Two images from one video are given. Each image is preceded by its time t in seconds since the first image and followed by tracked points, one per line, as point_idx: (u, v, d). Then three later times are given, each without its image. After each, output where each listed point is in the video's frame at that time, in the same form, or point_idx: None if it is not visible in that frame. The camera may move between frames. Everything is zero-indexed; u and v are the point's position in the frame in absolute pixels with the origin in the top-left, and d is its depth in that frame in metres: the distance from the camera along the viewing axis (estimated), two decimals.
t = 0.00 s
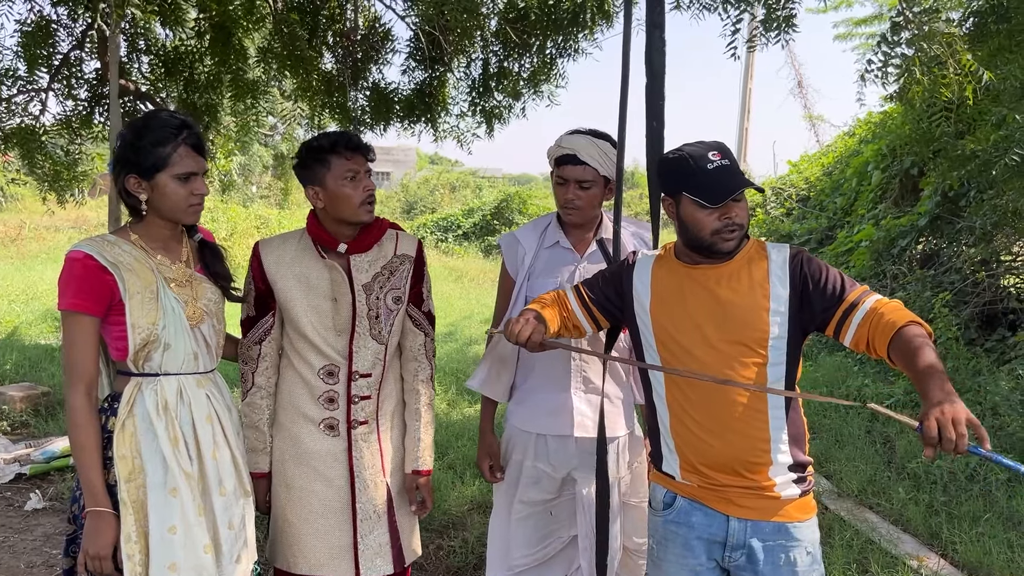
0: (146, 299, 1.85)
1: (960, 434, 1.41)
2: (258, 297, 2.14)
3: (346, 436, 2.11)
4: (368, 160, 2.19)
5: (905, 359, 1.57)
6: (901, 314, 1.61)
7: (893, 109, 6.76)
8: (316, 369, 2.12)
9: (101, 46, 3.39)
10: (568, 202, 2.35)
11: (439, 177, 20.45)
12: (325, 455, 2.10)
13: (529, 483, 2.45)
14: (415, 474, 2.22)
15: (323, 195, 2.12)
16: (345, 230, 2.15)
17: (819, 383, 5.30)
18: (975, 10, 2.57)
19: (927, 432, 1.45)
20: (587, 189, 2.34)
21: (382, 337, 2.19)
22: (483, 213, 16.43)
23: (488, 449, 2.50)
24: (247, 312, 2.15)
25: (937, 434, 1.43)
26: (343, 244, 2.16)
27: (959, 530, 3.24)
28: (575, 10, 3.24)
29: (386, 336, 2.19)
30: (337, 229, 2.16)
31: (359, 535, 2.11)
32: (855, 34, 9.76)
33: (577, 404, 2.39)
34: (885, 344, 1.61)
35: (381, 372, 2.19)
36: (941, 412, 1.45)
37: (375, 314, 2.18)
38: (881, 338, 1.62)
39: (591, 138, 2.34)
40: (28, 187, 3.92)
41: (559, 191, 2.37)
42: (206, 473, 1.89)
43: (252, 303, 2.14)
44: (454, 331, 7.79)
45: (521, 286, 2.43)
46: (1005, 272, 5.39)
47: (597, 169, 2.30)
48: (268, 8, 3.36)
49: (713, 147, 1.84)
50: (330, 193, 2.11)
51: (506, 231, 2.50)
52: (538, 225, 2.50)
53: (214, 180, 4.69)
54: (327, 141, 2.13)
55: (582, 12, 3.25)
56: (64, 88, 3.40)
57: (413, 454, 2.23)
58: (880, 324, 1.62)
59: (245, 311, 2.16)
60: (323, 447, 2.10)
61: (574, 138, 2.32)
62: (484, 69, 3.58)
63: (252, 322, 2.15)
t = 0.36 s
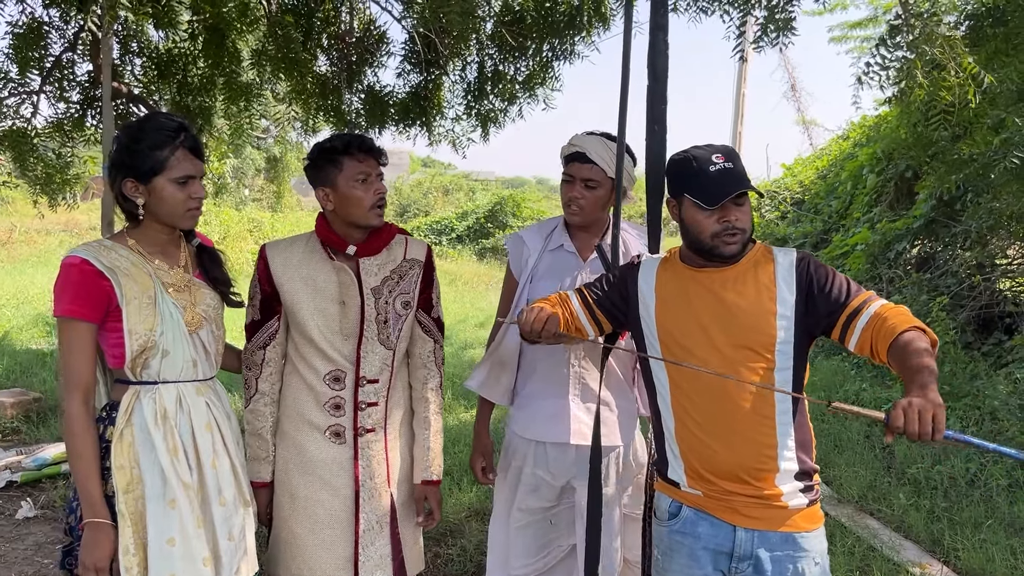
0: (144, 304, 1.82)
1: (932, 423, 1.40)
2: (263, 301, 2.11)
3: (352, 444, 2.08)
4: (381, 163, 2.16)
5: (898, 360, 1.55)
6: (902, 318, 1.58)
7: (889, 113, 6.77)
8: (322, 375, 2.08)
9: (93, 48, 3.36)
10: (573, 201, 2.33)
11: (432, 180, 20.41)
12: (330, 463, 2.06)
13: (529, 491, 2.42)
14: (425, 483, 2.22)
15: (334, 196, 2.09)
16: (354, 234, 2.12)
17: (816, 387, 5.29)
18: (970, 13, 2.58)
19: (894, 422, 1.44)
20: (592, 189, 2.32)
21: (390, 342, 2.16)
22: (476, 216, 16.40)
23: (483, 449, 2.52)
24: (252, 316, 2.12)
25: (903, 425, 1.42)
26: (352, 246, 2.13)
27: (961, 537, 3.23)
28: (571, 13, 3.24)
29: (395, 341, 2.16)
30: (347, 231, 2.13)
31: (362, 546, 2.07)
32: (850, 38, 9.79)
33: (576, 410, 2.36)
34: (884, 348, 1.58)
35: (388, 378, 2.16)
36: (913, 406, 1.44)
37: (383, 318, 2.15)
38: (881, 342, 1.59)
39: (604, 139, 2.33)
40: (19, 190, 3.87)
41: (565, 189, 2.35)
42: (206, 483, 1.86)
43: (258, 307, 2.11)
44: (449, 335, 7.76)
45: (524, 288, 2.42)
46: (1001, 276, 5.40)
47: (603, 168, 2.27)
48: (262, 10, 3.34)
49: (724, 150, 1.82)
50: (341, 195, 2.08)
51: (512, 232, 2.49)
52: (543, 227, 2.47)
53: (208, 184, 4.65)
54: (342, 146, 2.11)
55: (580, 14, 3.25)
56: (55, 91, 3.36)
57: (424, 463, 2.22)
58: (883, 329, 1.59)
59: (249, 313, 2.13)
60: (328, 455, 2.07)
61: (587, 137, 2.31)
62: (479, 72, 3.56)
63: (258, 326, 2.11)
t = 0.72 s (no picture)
0: (145, 314, 1.79)
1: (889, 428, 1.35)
2: (261, 310, 2.05)
3: (358, 454, 2.06)
4: (379, 169, 2.13)
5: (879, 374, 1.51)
6: (894, 338, 1.54)
7: (885, 118, 6.78)
8: (323, 384, 2.05)
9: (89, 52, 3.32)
10: (602, 214, 2.30)
11: (427, 184, 20.38)
12: (336, 474, 2.04)
13: (534, 501, 2.40)
14: (430, 492, 2.19)
15: (333, 204, 2.07)
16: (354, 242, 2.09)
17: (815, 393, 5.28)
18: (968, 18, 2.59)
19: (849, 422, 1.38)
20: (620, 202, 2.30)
21: (393, 349, 2.14)
22: (472, 221, 16.38)
23: (494, 458, 2.50)
24: (248, 326, 2.06)
25: (860, 427, 1.36)
26: (352, 252, 2.10)
27: (967, 545, 3.22)
28: (570, 15, 3.23)
29: (398, 348, 2.14)
30: (345, 238, 2.10)
31: (369, 557, 2.04)
32: (846, 42, 9.82)
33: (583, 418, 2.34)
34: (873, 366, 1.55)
35: (392, 386, 2.14)
36: (873, 412, 1.38)
37: (386, 325, 2.12)
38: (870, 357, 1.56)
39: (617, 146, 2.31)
40: (13, 195, 3.83)
41: (592, 203, 2.30)
42: (208, 495, 1.83)
43: (254, 317, 2.05)
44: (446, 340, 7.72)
45: (533, 295, 2.38)
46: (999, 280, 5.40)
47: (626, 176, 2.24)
48: (258, 13, 3.33)
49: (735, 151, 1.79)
50: (340, 202, 2.05)
51: (522, 238, 2.48)
52: (553, 234, 2.46)
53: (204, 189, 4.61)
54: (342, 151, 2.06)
55: (578, 18, 3.23)
56: (50, 95, 3.32)
57: (429, 472, 2.19)
58: (876, 347, 1.55)
59: (245, 323, 2.07)
60: (334, 466, 2.04)
61: (605, 146, 2.27)
62: (477, 76, 3.53)
63: (253, 336, 2.05)
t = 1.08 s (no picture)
0: (145, 320, 1.77)
1: (894, 451, 1.35)
2: (256, 319, 2.03)
3: (358, 461, 2.05)
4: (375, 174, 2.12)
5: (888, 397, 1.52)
6: (908, 367, 1.55)
7: (884, 122, 6.79)
8: (322, 393, 2.03)
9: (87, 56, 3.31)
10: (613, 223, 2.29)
11: (424, 189, 20.37)
12: (338, 482, 2.02)
13: (544, 507, 2.40)
14: (428, 497, 2.18)
15: (330, 210, 2.05)
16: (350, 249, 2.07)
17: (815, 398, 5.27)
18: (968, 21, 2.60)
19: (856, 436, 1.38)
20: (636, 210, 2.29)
21: (391, 356, 2.12)
22: (470, 225, 16.36)
23: (503, 465, 2.49)
24: (244, 335, 2.04)
25: (866, 445, 1.36)
26: (349, 258, 2.08)
27: (970, 550, 3.21)
28: (570, 20, 3.21)
29: (395, 354, 2.13)
30: (341, 244, 2.09)
31: (372, 562, 2.03)
32: (845, 47, 9.84)
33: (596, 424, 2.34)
34: (883, 390, 1.56)
35: (391, 393, 2.13)
36: (882, 431, 1.38)
37: (383, 331, 2.11)
38: (880, 380, 1.58)
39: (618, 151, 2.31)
40: (10, 199, 3.82)
41: (606, 213, 2.29)
42: (208, 503, 1.81)
43: (250, 326, 2.03)
44: (445, 344, 7.71)
45: (543, 302, 2.37)
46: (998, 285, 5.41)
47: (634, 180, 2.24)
48: (257, 17, 3.32)
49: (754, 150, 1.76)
50: (337, 208, 2.04)
51: (527, 244, 2.46)
52: (560, 239, 2.44)
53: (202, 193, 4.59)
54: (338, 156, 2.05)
55: (578, 23, 3.22)
56: (48, 98, 3.31)
57: (426, 477, 2.18)
58: (888, 371, 1.57)
59: (239, 332, 2.05)
60: (335, 474, 2.02)
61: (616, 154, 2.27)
62: (477, 80, 3.54)
63: (249, 346, 2.03)
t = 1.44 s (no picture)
0: (148, 325, 1.78)
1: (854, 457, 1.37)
2: (256, 325, 2.04)
3: (359, 466, 2.05)
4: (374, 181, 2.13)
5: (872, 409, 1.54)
6: (901, 385, 1.55)
7: (884, 127, 6.81)
8: (323, 399, 2.03)
9: (89, 61, 3.33)
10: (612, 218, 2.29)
11: (425, 193, 20.39)
12: (340, 487, 2.02)
13: (551, 511, 2.40)
14: (429, 501, 2.18)
15: (329, 216, 2.05)
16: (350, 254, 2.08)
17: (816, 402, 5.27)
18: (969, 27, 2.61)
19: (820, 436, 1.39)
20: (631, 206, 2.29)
21: (391, 361, 2.12)
22: (470, 229, 16.37)
23: (512, 471, 2.48)
24: (244, 342, 2.04)
25: (830, 447, 1.38)
26: (348, 265, 2.09)
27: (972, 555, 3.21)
28: (571, 25, 3.23)
29: (395, 359, 2.13)
30: (341, 250, 2.09)
31: (376, 566, 2.03)
32: (845, 52, 9.87)
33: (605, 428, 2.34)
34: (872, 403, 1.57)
35: (392, 398, 2.13)
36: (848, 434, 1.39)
37: (383, 336, 2.11)
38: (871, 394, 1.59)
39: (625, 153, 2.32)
40: (12, 203, 3.83)
41: (603, 209, 2.30)
42: (205, 510, 1.81)
43: (250, 333, 2.04)
44: (445, 349, 7.71)
45: (549, 308, 2.38)
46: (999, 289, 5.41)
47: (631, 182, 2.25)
48: (259, 22, 3.34)
49: (763, 155, 1.76)
50: (337, 215, 2.04)
51: (533, 250, 2.47)
52: (566, 244, 2.45)
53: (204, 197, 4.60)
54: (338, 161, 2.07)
55: (579, 27, 3.23)
56: (50, 104, 3.33)
57: (427, 481, 2.18)
58: (881, 387, 1.58)
59: (240, 339, 2.05)
60: (337, 480, 2.02)
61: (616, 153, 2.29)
62: (478, 85, 3.55)
63: (249, 353, 2.04)
